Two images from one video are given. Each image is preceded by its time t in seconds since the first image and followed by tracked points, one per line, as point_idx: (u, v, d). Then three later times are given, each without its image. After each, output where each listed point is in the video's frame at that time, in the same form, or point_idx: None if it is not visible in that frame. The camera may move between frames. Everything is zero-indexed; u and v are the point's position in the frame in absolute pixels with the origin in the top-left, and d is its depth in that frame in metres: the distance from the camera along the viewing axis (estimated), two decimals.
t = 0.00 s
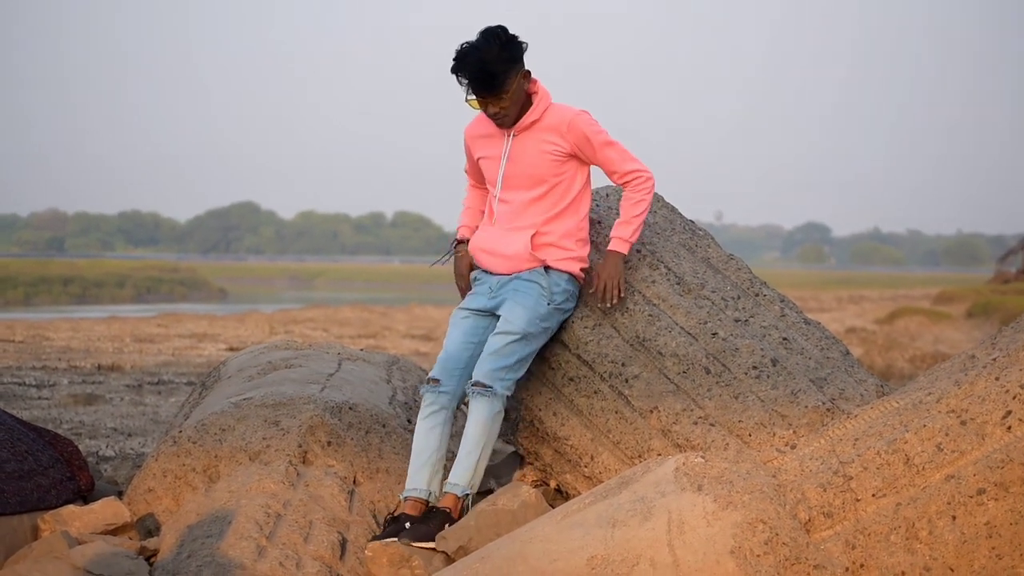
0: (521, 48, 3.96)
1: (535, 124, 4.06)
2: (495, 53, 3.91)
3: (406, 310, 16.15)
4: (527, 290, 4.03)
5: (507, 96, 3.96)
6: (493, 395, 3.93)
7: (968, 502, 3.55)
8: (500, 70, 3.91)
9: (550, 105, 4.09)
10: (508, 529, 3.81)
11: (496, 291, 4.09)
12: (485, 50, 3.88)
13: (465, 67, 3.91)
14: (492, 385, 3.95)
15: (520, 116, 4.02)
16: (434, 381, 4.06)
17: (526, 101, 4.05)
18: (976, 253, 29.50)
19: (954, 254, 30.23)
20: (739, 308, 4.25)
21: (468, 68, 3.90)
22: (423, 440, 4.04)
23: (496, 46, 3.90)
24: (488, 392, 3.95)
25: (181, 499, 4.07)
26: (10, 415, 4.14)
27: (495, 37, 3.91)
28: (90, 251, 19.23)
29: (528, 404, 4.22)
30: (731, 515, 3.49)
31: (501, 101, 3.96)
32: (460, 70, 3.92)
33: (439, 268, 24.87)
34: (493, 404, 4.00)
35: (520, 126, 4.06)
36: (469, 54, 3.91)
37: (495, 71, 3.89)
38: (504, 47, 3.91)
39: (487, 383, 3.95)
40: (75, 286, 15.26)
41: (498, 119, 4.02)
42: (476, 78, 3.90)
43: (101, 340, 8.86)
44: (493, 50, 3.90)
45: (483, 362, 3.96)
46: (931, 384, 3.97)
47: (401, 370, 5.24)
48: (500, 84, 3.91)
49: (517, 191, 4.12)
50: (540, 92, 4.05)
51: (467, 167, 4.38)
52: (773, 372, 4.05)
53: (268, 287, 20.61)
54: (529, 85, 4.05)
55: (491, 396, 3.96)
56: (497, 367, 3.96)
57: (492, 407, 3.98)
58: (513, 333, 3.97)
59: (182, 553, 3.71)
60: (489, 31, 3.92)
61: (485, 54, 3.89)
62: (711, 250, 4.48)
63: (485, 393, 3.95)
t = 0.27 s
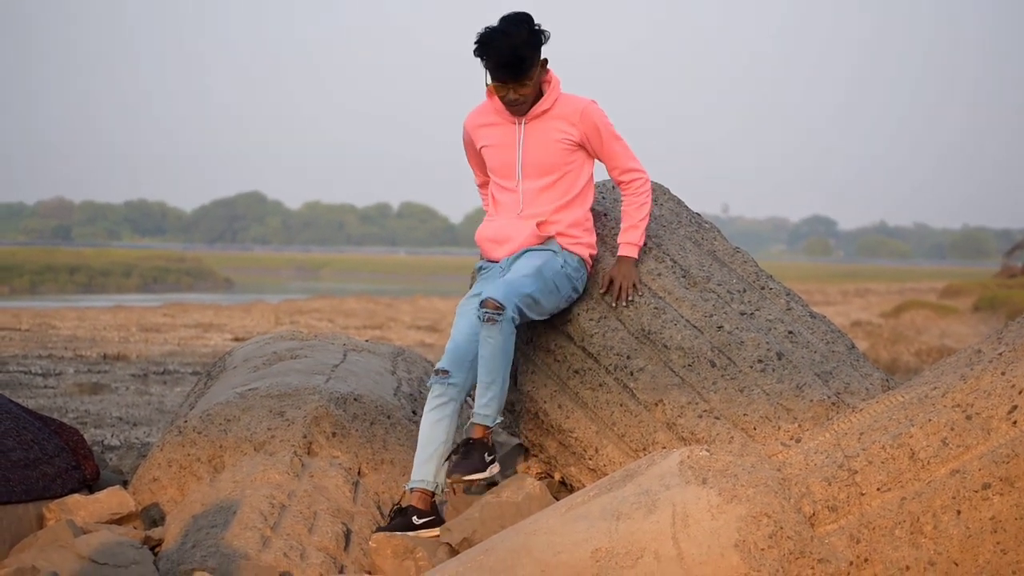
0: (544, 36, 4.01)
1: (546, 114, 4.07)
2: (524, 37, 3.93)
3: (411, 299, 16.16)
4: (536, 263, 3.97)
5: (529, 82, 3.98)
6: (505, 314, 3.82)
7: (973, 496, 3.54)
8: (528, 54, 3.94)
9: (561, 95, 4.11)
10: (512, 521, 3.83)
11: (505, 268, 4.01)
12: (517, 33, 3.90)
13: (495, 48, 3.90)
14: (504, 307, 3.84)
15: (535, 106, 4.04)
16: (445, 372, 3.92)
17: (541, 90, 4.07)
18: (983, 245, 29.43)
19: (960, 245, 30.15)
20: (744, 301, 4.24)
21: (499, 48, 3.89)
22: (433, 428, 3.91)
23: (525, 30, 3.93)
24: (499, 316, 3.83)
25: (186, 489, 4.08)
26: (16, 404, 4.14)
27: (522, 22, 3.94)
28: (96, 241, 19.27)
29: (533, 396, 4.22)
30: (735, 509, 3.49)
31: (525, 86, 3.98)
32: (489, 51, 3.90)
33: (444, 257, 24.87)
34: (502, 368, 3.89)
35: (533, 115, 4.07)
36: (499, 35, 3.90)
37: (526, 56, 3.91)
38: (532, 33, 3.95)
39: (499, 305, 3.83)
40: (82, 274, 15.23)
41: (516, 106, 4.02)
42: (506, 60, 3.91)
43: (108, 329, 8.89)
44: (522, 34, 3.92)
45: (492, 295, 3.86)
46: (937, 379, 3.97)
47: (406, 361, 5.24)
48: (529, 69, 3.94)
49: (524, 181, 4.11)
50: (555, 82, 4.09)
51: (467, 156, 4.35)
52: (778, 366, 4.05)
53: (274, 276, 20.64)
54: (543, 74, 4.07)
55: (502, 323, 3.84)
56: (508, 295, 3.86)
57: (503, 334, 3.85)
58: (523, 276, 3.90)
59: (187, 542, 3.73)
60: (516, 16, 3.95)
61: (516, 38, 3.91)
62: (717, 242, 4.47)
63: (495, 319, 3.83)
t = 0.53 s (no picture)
0: (544, 49, 3.93)
1: (546, 123, 4.02)
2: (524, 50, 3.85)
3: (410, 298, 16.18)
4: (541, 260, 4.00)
5: (530, 96, 3.90)
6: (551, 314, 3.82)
7: (975, 495, 3.54)
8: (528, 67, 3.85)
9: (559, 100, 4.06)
10: (513, 521, 3.84)
11: (513, 266, 4.03)
12: (517, 45, 3.81)
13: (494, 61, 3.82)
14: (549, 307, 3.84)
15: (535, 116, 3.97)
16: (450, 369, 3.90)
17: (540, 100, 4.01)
18: (983, 245, 29.44)
19: (960, 244, 30.16)
20: (746, 299, 4.24)
21: (498, 61, 3.81)
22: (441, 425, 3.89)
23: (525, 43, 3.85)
24: (545, 317, 3.84)
25: (187, 487, 4.08)
26: (18, 402, 4.14)
27: (521, 35, 3.87)
28: (97, 239, 19.27)
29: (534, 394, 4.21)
30: (736, 508, 3.50)
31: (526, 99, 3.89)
32: (488, 65, 3.81)
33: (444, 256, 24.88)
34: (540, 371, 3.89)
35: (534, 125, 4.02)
36: (498, 49, 3.82)
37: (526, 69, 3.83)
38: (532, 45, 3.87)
39: (544, 304, 3.83)
40: (82, 272, 15.24)
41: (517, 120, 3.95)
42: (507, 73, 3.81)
43: (109, 327, 8.89)
44: (522, 46, 3.84)
45: (531, 293, 3.85)
46: (939, 377, 3.97)
47: (407, 360, 5.24)
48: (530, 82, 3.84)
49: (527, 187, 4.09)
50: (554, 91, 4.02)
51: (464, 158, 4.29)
52: (780, 365, 4.05)
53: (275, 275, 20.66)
54: (542, 84, 4.01)
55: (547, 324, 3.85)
56: (552, 293, 3.85)
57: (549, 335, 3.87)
58: (557, 273, 3.91)
59: (189, 541, 3.73)
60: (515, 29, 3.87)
61: (516, 50, 3.82)
62: (718, 240, 4.46)
63: (541, 319, 3.84)
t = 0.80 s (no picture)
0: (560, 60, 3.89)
1: (555, 124, 3.98)
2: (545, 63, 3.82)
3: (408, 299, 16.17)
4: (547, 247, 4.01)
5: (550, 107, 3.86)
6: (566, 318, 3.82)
7: (971, 494, 3.52)
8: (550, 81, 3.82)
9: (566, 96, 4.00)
10: (510, 520, 3.84)
11: (518, 246, 4.04)
12: (539, 59, 3.78)
13: (518, 78, 3.80)
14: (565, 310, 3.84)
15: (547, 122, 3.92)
16: (460, 334, 3.93)
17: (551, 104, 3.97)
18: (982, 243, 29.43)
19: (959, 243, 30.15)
20: (741, 299, 4.24)
21: (522, 78, 3.79)
22: (457, 394, 3.94)
23: (546, 56, 3.82)
24: (561, 321, 3.84)
25: (184, 489, 4.07)
26: (14, 404, 4.14)
27: (541, 46, 3.83)
28: (95, 241, 19.28)
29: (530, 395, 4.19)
30: (732, 507, 3.49)
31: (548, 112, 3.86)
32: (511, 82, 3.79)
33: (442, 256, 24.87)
34: (553, 372, 3.89)
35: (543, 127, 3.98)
36: (521, 65, 3.79)
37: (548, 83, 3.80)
38: (553, 57, 3.84)
39: (560, 308, 3.83)
40: (80, 274, 15.31)
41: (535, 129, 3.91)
42: (531, 88, 3.79)
43: (105, 329, 8.89)
44: (542, 59, 3.80)
45: (547, 296, 3.85)
46: (934, 377, 3.98)
47: (402, 360, 5.24)
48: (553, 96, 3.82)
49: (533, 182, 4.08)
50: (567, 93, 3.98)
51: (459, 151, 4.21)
52: (775, 364, 4.05)
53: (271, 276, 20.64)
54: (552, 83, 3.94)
55: (562, 326, 3.86)
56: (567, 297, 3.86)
57: (563, 337, 3.87)
58: (569, 270, 3.93)
59: (185, 541, 3.73)
60: (535, 40, 3.84)
61: (538, 65, 3.79)
62: (713, 240, 4.46)
63: (556, 323, 3.85)
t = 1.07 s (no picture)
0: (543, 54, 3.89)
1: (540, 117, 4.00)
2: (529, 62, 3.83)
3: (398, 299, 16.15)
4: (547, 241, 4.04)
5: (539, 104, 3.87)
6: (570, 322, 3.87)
7: (960, 492, 3.54)
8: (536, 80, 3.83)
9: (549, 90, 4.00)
10: (499, 521, 3.85)
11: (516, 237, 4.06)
12: (523, 60, 3.79)
13: (504, 81, 3.80)
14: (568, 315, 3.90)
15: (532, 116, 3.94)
16: (471, 299, 3.98)
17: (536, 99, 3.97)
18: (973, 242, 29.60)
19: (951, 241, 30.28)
20: (730, 298, 4.24)
21: (507, 80, 3.80)
22: (473, 360, 3.97)
23: (529, 55, 3.83)
24: (565, 325, 3.90)
25: (173, 490, 4.07)
26: (3, 407, 4.13)
27: (523, 45, 3.84)
28: (84, 241, 19.23)
29: (519, 395, 4.21)
30: (721, 506, 3.50)
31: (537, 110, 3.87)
32: (497, 85, 3.80)
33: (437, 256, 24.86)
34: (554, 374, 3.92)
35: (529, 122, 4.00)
36: (506, 67, 3.80)
37: (535, 81, 3.81)
38: (537, 55, 3.85)
39: (563, 313, 3.89)
40: (70, 276, 15.12)
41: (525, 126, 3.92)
42: (518, 88, 3.80)
43: (93, 331, 8.87)
44: (525, 57, 3.81)
45: (551, 298, 3.91)
46: (923, 375, 3.97)
47: (391, 361, 5.24)
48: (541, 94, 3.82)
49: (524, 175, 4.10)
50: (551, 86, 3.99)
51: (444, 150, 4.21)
52: (764, 363, 4.05)
53: (264, 278, 20.63)
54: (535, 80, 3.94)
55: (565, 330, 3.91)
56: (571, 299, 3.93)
57: (565, 341, 3.92)
58: (570, 270, 3.97)
59: (174, 544, 3.73)
60: (516, 41, 3.85)
61: (523, 65, 3.80)
62: (702, 239, 4.46)
63: (560, 326, 3.90)
